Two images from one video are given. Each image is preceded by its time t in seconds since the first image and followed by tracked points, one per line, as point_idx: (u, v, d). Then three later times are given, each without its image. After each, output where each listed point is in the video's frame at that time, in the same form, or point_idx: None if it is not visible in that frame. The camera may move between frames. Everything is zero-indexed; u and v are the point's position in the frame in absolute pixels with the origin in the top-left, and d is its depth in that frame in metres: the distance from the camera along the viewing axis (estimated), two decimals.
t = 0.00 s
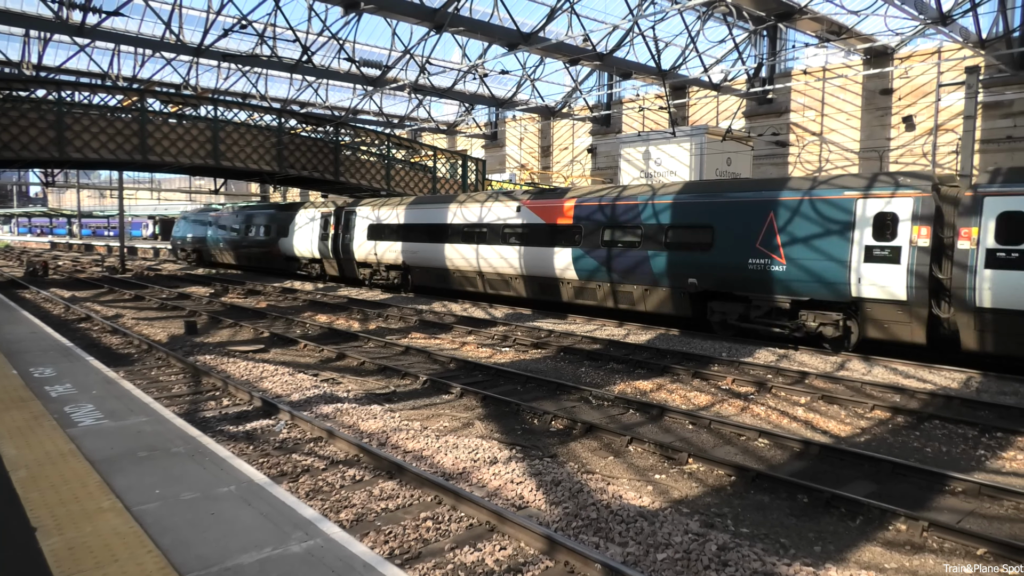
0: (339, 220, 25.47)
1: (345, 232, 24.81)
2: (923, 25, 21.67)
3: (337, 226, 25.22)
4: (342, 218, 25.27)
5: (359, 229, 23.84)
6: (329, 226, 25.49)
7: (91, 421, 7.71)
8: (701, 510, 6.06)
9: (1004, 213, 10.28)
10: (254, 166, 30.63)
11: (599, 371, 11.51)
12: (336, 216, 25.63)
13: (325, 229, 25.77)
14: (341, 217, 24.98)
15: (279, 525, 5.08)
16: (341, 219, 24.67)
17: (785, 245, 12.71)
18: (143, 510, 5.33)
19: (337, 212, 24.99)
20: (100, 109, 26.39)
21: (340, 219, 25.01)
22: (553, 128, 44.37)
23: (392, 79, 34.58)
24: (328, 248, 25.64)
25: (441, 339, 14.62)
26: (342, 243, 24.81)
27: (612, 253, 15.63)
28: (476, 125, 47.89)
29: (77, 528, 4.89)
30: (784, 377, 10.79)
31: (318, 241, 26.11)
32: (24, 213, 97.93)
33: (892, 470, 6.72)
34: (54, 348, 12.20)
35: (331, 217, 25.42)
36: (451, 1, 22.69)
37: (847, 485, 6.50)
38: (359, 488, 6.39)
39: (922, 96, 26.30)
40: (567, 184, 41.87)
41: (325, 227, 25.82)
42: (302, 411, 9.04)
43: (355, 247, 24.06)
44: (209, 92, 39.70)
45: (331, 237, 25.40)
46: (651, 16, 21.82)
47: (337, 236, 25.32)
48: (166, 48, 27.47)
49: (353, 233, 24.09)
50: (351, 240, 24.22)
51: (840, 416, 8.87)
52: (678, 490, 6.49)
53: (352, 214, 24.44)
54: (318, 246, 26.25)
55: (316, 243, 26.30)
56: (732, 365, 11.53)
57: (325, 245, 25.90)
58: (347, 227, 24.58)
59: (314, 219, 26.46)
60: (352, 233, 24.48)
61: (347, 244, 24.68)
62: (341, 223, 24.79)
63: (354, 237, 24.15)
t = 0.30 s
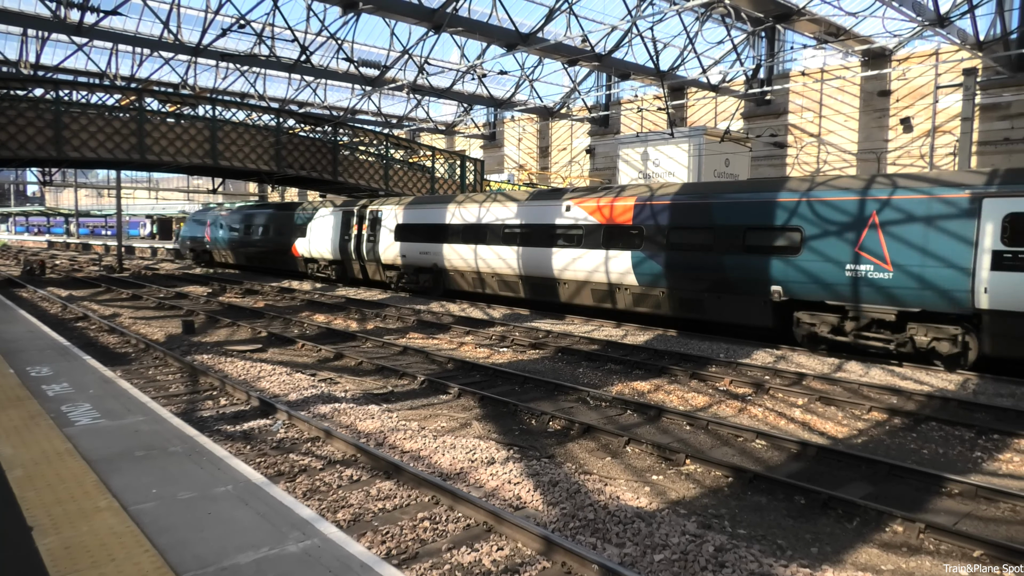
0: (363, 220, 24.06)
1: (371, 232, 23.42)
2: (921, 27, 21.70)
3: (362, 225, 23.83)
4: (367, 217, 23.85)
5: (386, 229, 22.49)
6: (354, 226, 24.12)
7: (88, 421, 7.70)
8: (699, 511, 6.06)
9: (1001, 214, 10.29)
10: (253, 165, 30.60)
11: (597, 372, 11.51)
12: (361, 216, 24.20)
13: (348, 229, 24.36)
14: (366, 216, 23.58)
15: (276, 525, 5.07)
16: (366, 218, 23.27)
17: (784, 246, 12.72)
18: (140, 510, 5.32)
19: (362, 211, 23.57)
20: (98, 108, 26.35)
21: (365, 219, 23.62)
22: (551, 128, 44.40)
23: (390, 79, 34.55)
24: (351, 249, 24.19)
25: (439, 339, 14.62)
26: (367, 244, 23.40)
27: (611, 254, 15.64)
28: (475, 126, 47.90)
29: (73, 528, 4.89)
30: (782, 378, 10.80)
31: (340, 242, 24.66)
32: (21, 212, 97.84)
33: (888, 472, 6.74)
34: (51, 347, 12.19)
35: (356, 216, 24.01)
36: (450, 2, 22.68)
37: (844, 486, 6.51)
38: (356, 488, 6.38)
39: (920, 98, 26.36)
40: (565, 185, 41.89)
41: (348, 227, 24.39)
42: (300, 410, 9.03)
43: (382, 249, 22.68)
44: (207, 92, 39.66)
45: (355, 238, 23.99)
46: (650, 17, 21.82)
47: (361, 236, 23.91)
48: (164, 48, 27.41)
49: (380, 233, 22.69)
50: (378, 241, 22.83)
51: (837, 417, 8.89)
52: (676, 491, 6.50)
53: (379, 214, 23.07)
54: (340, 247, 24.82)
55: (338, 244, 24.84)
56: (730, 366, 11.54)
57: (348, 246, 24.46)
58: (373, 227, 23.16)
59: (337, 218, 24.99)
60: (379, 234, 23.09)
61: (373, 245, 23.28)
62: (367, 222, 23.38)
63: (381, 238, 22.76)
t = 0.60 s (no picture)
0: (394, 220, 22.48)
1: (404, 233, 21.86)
2: (920, 27, 21.70)
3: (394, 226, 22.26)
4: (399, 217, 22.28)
5: (421, 229, 20.94)
6: (383, 226, 22.52)
7: (87, 421, 7.69)
8: (697, 510, 6.07)
9: (1001, 214, 10.29)
10: (251, 165, 30.58)
11: (596, 372, 11.52)
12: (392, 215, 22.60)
13: (378, 230, 22.72)
14: (399, 216, 22.02)
15: (275, 525, 5.06)
16: (399, 218, 21.71)
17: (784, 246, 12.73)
18: (139, 510, 5.32)
19: (394, 210, 22.02)
20: (96, 108, 26.32)
21: (396, 218, 22.03)
22: (550, 128, 44.41)
23: (389, 79, 34.53)
24: (379, 251, 22.68)
25: (438, 339, 14.63)
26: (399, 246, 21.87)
27: (610, 253, 15.62)
28: (474, 126, 47.88)
29: (72, 527, 4.89)
30: (780, 378, 10.81)
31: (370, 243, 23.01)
32: (20, 212, 97.85)
33: (887, 472, 6.73)
34: (50, 347, 12.18)
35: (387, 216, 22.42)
36: (448, 1, 22.67)
37: (842, 486, 6.53)
38: (355, 488, 6.39)
39: (919, 98, 26.39)
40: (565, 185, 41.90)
41: (377, 228, 22.76)
42: (299, 410, 9.02)
43: (417, 250, 21.11)
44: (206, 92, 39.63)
45: (386, 239, 22.40)
46: (649, 17, 21.81)
47: (393, 237, 22.32)
48: (163, 48, 27.36)
49: (414, 234, 21.15)
50: (412, 242, 21.27)
51: (836, 417, 8.90)
52: (675, 491, 6.51)
53: (413, 214, 21.51)
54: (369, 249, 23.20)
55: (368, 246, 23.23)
56: (729, 366, 11.55)
57: (378, 247, 22.83)
58: (406, 228, 21.59)
59: (366, 218, 23.38)
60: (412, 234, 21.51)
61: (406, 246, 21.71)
62: (399, 222, 21.82)
63: (415, 239, 21.21)
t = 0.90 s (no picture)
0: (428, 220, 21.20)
1: (439, 233, 20.57)
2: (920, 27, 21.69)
3: (428, 225, 20.99)
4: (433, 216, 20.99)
5: (458, 228, 19.65)
6: (417, 226, 21.19)
7: (86, 420, 7.69)
8: (696, 510, 6.07)
9: (1001, 214, 10.31)
10: (251, 164, 30.57)
11: (595, 371, 11.52)
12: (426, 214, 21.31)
13: (411, 230, 21.39)
14: (434, 215, 20.76)
15: (275, 524, 5.06)
16: (435, 217, 20.45)
17: (784, 245, 12.74)
18: (138, 509, 5.31)
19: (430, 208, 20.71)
20: (96, 108, 26.30)
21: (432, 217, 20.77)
22: (550, 128, 44.41)
23: (389, 79, 34.54)
24: (413, 252, 21.33)
25: (438, 338, 14.64)
26: (435, 246, 20.58)
27: (610, 253, 15.62)
28: (473, 125, 47.89)
29: (71, 527, 4.88)
30: (780, 378, 10.82)
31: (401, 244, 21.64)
32: (20, 211, 97.85)
33: (886, 472, 6.74)
34: (49, 347, 12.18)
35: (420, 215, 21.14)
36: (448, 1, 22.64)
37: (842, 486, 6.53)
38: (355, 487, 6.39)
39: (918, 98, 26.40)
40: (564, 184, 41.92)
41: (410, 228, 21.44)
42: (299, 410, 9.03)
43: (455, 251, 19.77)
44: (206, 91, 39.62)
45: (420, 239, 21.08)
46: (649, 17, 21.81)
47: (427, 237, 20.97)
48: (162, 47, 27.33)
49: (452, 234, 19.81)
50: (449, 243, 19.93)
51: (836, 417, 8.90)
52: (674, 490, 6.51)
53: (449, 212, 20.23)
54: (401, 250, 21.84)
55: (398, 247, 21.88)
56: (728, 366, 11.56)
57: (411, 248, 21.48)
58: (442, 227, 20.26)
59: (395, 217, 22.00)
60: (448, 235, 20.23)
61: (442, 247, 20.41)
62: (434, 222, 20.57)
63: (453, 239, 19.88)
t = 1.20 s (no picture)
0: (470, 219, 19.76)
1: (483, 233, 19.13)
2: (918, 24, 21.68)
3: (471, 225, 19.44)
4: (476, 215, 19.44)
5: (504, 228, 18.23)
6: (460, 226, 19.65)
7: (87, 421, 7.69)
8: (698, 509, 6.07)
9: (1001, 211, 10.31)
10: (250, 165, 30.55)
11: (596, 370, 11.52)
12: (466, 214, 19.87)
13: (453, 230, 19.85)
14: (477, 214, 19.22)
15: (275, 525, 5.06)
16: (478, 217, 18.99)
17: (784, 243, 12.74)
18: (139, 510, 5.31)
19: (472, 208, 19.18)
20: (95, 109, 26.29)
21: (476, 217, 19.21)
22: (550, 127, 44.39)
23: (387, 79, 34.52)
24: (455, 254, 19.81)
25: (438, 338, 14.64)
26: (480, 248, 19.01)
27: (611, 252, 15.62)
28: (473, 125, 47.87)
29: (72, 528, 4.88)
30: (780, 376, 10.82)
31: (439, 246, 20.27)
32: (19, 213, 97.86)
33: (887, 470, 6.74)
34: (50, 349, 12.17)
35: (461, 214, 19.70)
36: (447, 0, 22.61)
37: (843, 484, 6.53)
38: (355, 487, 6.39)
39: (917, 95, 26.40)
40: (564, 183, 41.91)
41: (450, 227, 20.02)
42: (299, 410, 9.03)
43: (502, 254, 18.24)
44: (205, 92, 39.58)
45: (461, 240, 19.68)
46: (647, 16, 21.79)
47: (470, 238, 19.46)
48: (161, 48, 27.32)
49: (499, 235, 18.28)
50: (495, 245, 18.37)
51: (836, 415, 8.90)
52: (675, 489, 6.50)
53: (495, 212, 18.68)
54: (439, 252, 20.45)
55: (436, 248, 20.47)
56: (729, 365, 11.56)
57: (451, 250, 20.13)
58: (487, 227, 18.72)
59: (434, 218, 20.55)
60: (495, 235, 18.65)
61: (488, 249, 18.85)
62: (477, 221, 19.14)
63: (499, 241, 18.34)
